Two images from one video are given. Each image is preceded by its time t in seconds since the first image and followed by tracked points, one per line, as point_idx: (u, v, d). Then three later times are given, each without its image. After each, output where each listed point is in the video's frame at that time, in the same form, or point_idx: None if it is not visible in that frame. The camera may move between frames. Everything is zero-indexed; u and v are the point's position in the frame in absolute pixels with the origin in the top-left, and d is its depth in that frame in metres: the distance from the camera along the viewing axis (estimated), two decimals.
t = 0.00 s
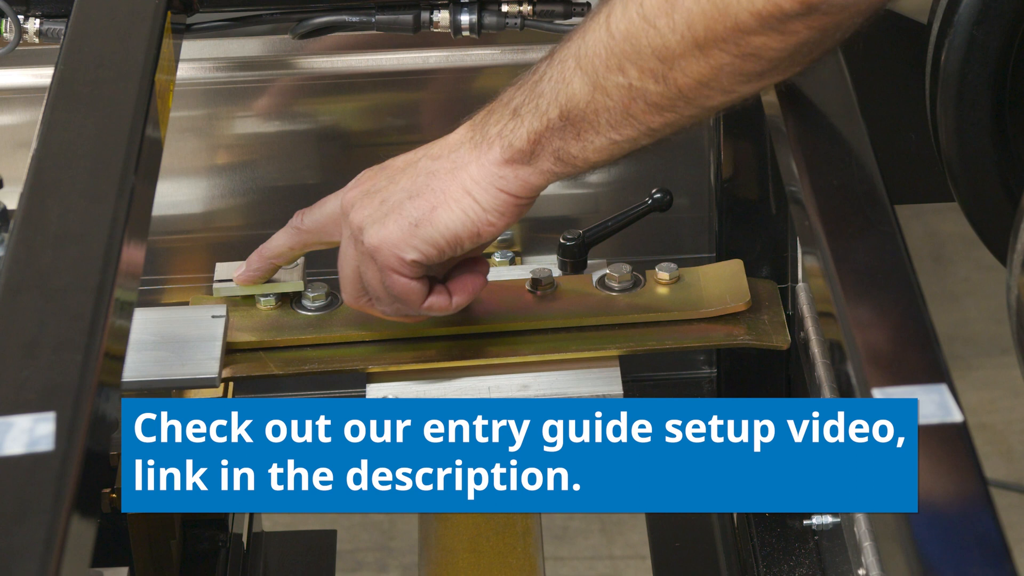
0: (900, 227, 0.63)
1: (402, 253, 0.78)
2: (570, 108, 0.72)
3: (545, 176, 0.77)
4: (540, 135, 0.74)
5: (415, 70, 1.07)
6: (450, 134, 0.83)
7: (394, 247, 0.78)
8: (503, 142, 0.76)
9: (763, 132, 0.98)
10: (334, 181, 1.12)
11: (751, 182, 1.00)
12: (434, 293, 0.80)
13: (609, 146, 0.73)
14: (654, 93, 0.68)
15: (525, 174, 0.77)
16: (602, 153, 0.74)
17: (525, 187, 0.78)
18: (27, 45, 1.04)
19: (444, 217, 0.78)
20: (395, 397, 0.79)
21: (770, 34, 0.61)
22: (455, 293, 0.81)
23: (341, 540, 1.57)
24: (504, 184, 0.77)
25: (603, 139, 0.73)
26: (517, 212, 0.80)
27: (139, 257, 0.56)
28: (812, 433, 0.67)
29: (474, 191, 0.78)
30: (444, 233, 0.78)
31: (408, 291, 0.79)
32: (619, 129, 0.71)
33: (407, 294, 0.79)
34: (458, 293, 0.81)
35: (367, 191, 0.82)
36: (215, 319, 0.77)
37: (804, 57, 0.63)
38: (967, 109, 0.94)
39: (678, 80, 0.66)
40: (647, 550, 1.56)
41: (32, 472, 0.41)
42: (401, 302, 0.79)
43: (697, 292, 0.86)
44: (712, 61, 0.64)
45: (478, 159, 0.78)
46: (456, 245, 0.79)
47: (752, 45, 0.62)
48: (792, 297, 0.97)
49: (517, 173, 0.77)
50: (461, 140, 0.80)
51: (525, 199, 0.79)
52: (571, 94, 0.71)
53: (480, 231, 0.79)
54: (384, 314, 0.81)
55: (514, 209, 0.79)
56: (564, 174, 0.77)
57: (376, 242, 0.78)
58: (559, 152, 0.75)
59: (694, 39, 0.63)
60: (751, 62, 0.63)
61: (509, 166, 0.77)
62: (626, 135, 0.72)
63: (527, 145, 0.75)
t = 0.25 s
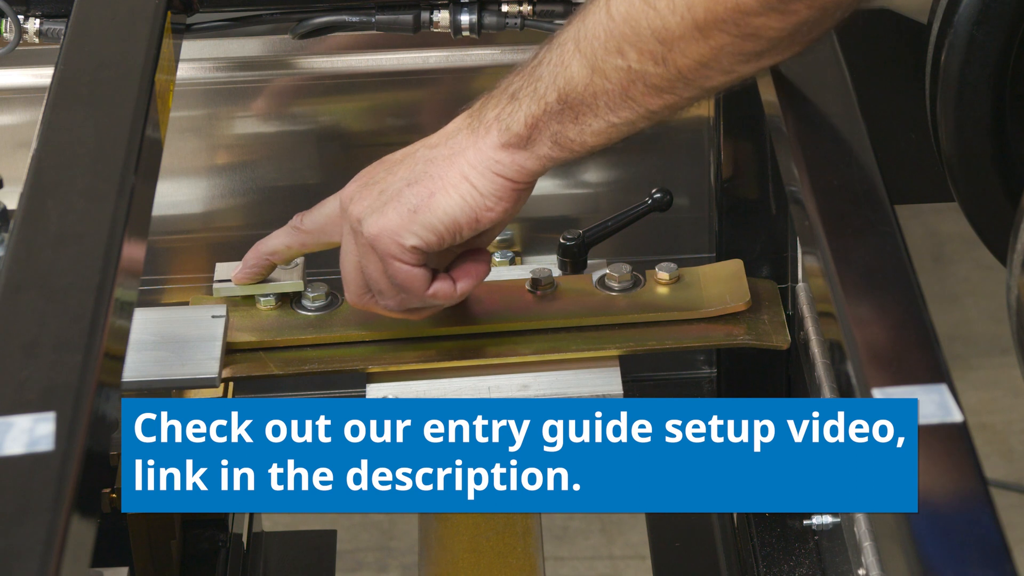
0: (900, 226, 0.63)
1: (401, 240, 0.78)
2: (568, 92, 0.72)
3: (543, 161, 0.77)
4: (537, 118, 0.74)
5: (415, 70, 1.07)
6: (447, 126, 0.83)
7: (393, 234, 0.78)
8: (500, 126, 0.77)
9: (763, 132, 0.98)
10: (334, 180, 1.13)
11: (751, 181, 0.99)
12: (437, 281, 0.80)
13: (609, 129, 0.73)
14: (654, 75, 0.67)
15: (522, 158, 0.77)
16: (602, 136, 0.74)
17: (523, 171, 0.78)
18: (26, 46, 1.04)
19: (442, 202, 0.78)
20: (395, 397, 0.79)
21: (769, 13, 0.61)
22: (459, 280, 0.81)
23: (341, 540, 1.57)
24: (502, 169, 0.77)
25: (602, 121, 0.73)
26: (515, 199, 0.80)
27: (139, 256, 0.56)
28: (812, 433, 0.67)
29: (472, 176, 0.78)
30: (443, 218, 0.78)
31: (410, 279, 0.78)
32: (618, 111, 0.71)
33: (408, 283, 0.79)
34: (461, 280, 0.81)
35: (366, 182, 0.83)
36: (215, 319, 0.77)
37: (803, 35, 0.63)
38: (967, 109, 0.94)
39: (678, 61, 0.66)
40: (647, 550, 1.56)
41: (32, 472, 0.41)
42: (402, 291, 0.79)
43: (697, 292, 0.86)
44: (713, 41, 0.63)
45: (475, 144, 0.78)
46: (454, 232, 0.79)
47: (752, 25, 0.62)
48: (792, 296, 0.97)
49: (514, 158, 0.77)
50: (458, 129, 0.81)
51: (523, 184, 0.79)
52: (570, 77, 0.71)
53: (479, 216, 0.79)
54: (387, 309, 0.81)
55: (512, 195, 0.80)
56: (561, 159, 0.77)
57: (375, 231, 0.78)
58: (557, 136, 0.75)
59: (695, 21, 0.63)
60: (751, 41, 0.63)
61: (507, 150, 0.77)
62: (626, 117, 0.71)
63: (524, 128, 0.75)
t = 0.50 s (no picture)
0: (900, 226, 0.63)
1: (407, 235, 0.78)
2: (568, 78, 0.71)
3: (544, 152, 0.77)
4: (538, 109, 0.74)
5: (414, 70, 1.07)
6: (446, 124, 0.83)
7: (398, 231, 0.78)
8: (501, 118, 0.77)
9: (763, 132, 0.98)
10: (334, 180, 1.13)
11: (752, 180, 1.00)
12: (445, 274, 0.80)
13: (610, 113, 0.72)
14: (652, 54, 0.66)
15: (523, 150, 0.77)
16: (602, 121, 0.73)
17: (525, 163, 0.78)
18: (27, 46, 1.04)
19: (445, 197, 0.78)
20: (395, 397, 0.79)
21: None
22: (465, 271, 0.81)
23: (341, 540, 1.57)
24: (504, 160, 0.77)
25: (600, 106, 0.72)
26: (517, 191, 0.80)
27: (139, 256, 0.56)
28: (811, 433, 0.67)
29: (475, 169, 0.78)
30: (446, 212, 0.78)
31: (418, 275, 0.78)
32: (617, 93, 0.70)
33: (416, 279, 0.79)
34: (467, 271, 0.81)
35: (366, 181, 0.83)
36: (215, 319, 0.77)
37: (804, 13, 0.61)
38: (967, 108, 0.94)
39: (676, 40, 0.64)
40: (647, 550, 1.56)
41: (32, 472, 0.41)
42: (410, 288, 0.79)
43: (696, 292, 0.86)
44: (710, 15, 0.62)
45: (476, 137, 0.78)
46: (459, 225, 0.80)
47: None
48: (792, 295, 0.97)
49: (516, 149, 0.77)
50: (458, 123, 0.81)
51: (524, 175, 0.79)
52: (568, 62, 0.71)
53: (482, 209, 0.79)
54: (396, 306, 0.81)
55: (515, 185, 0.79)
56: (561, 148, 0.77)
57: (379, 230, 0.78)
58: (558, 125, 0.75)
59: None
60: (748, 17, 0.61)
61: (507, 141, 0.77)
62: (625, 100, 0.70)
63: (525, 119, 0.75)
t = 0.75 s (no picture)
0: (900, 225, 0.63)
1: (444, 274, 0.75)
2: (616, 122, 0.67)
3: (597, 196, 0.72)
4: (589, 151, 0.70)
5: (414, 69, 1.10)
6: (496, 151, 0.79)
7: (436, 268, 0.75)
8: (549, 161, 0.72)
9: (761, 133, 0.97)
10: (333, 180, 1.13)
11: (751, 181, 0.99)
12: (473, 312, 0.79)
13: (660, 158, 0.67)
14: (703, 96, 0.63)
15: (573, 194, 0.72)
16: (651, 165, 0.68)
17: (574, 209, 0.73)
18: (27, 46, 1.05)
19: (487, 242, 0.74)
20: (395, 397, 0.81)
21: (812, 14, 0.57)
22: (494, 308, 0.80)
23: (341, 540, 1.58)
24: (551, 208, 0.72)
25: (652, 150, 0.67)
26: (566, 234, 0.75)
27: (139, 255, 0.56)
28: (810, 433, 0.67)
29: (521, 216, 0.73)
30: (488, 258, 0.74)
31: (450, 309, 0.77)
32: (668, 138, 0.66)
33: (449, 313, 0.78)
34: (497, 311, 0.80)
35: (407, 210, 0.79)
36: (215, 319, 0.77)
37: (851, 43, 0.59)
38: (967, 108, 0.94)
39: (728, 78, 0.61)
40: (647, 550, 1.56)
41: (32, 472, 0.41)
42: (440, 319, 0.78)
43: (696, 293, 0.86)
44: (761, 51, 0.60)
45: (525, 180, 0.73)
46: (500, 270, 0.75)
47: (795, 32, 0.58)
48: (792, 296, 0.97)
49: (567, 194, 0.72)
50: (507, 160, 0.76)
51: (577, 219, 0.74)
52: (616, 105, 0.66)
53: (528, 255, 0.75)
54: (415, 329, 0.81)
55: (562, 234, 0.75)
56: (613, 192, 0.72)
57: (419, 263, 0.76)
58: (611, 169, 0.70)
59: (740, 31, 0.59)
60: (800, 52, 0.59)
61: (555, 185, 0.72)
62: (679, 145, 0.66)
63: (574, 162, 0.70)
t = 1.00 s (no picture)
0: (900, 224, 0.63)
1: (430, 287, 0.79)
2: (614, 133, 0.71)
3: (582, 209, 0.76)
4: (580, 165, 0.73)
5: (414, 69, 1.12)
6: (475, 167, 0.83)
7: (420, 280, 0.78)
8: (539, 173, 0.75)
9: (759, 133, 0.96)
10: (333, 179, 1.13)
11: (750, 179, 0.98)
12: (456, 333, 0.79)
13: (654, 168, 0.71)
14: (707, 107, 0.66)
15: (559, 207, 0.76)
16: (646, 176, 0.72)
17: (559, 220, 0.77)
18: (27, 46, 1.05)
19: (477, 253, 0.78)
20: (396, 396, 0.82)
21: (832, 29, 0.58)
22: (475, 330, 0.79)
23: (341, 540, 1.58)
24: (538, 218, 0.76)
25: (648, 159, 0.71)
26: (548, 248, 0.79)
27: (139, 254, 0.56)
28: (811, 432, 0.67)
29: (509, 226, 0.77)
30: (476, 267, 0.78)
31: (431, 325, 0.79)
32: (664, 149, 0.69)
33: (430, 329, 0.79)
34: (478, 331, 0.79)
35: (387, 225, 0.83)
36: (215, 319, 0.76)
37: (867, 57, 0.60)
38: (967, 108, 0.94)
39: (733, 89, 0.63)
40: (647, 550, 1.56)
41: (32, 472, 0.41)
42: (421, 336, 0.80)
43: (696, 292, 0.86)
44: (773, 65, 0.61)
45: (511, 193, 0.77)
46: (486, 281, 0.79)
47: (813, 44, 0.59)
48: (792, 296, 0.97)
49: (553, 206, 0.76)
50: (491, 173, 0.80)
51: (559, 233, 0.78)
52: (616, 115, 0.70)
53: (512, 267, 0.78)
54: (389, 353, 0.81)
55: (548, 244, 0.79)
56: (600, 205, 0.76)
57: (404, 276, 0.79)
58: (600, 182, 0.74)
59: (753, 43, 0.60)
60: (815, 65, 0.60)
61: (545, 198, 0.76)
62: (676, 152, 0.70)
63: (565, 175, 0.74)
